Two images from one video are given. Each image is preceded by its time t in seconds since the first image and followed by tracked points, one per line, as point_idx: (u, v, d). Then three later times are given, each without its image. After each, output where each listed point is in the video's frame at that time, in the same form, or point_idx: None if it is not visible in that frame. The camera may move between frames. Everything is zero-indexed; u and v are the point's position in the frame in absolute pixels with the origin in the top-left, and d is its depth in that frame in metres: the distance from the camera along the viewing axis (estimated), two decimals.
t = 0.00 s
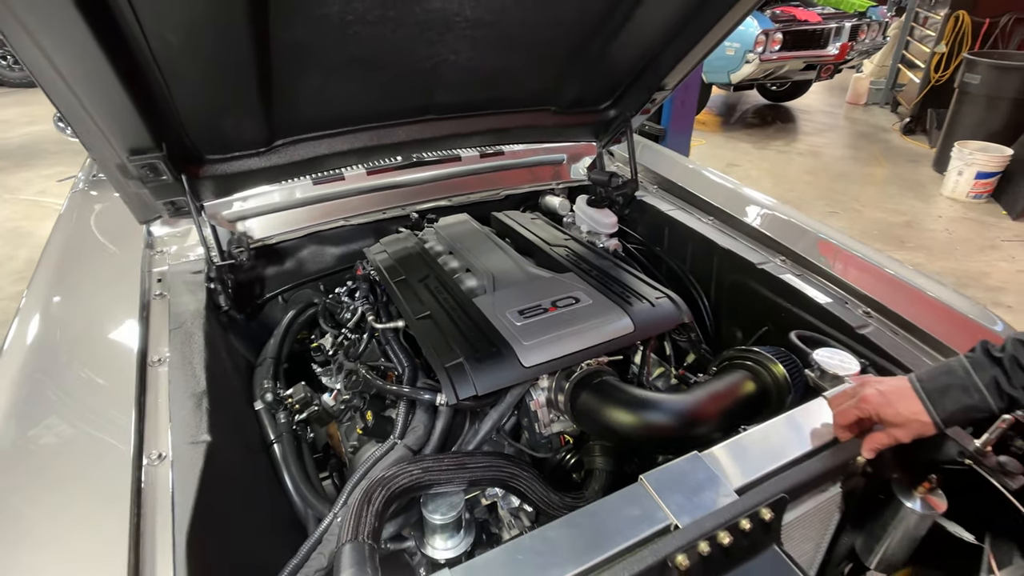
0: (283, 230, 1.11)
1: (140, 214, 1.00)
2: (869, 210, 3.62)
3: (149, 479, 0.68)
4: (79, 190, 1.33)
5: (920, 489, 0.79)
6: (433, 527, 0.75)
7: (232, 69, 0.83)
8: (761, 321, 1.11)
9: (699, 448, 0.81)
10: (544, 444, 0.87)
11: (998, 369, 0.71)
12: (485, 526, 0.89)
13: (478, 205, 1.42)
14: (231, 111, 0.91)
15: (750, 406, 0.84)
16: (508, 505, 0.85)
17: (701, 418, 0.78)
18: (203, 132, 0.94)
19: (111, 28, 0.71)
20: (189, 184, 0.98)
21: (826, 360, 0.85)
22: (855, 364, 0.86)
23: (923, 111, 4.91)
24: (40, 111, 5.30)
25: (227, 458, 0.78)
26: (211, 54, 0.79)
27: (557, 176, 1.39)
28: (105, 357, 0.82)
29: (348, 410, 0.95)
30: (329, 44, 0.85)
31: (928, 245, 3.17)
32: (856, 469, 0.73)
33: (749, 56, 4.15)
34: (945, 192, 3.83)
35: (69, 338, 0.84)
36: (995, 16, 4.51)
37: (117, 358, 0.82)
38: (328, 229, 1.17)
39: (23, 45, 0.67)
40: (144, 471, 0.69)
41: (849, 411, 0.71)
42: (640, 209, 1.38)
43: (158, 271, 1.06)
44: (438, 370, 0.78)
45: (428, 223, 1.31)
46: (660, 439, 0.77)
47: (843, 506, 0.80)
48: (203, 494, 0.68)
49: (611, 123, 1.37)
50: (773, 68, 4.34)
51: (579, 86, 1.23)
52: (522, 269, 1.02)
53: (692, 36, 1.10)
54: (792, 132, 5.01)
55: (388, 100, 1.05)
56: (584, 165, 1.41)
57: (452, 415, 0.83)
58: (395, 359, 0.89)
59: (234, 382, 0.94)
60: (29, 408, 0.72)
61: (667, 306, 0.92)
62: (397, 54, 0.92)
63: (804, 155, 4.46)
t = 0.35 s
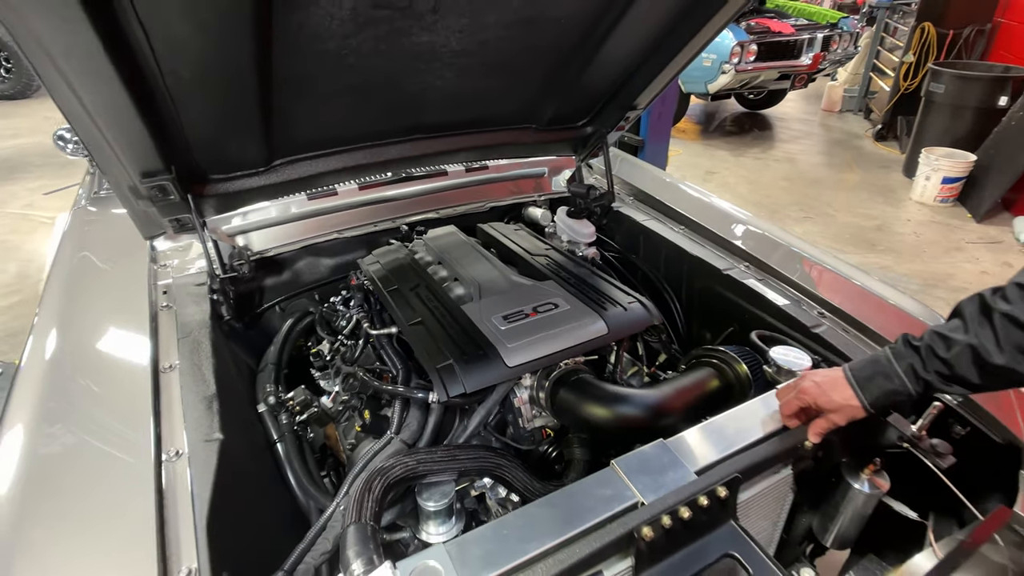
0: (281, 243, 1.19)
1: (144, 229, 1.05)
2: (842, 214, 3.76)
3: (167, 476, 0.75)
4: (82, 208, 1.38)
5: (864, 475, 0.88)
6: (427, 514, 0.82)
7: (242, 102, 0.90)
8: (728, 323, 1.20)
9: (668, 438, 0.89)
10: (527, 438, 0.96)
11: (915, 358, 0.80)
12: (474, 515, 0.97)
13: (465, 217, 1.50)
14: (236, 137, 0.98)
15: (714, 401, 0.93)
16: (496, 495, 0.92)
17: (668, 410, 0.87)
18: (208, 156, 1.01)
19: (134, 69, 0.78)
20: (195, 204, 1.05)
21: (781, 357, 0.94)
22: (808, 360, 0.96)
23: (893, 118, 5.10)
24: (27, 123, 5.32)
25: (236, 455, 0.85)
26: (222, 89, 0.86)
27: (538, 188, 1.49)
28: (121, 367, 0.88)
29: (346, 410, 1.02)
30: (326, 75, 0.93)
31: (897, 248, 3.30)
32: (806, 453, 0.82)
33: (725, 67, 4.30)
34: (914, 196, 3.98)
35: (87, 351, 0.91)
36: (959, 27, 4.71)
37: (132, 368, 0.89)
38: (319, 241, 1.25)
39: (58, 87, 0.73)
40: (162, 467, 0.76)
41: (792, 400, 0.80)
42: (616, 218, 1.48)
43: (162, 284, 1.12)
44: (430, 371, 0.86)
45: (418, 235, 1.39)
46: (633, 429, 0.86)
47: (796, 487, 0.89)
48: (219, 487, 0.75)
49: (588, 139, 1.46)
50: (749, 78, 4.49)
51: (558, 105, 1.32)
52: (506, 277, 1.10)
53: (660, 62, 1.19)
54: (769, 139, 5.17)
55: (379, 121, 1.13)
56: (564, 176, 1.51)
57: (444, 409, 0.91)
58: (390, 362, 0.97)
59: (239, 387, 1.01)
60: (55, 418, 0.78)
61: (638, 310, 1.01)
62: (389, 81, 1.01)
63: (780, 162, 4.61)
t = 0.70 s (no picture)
0: (285, 254, 1.28)
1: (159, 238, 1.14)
2: (815, 222, 3.93)
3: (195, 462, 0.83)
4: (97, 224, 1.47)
5: (818, 459, 0.99)
6: (427, 495, 0.92)
7: (258, 129, 1.00)
8: (698, 323, 1.32)
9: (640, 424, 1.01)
10: (516, 426, 1.05)
11: (849, 347, 0.92)
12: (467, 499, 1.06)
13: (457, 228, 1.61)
14: (250, 158, 1.07)
15: (683, 394, 1.04)
16: (488, 481, 1.02)
17: (641, 399, 0.98)
18: (225, 176, 1.10)
19: (171, 107, 0.87)
20: (209, 218, 1.14)
21: (742, 352, 1.06)
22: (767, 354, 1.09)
23: (864, 129, 5.32)
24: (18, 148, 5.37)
25: (254, 446, 0.93)
26: (243, 119, 0.96)
27: (524, 202, 1.59)
28: (146, 366, 0.96)
29: (351, 406, 1.12)
30: (336, 103, 1.04)
31: (867, 255, 3.46)
32: (763, 434, 0.94)
33: (701, 82, 4.50)
34: (884, 205, 4.16)
35: (115, 354, 0.99)
36: (922, 43, 4.95)
37: (156, 367, 0.97)
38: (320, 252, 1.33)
39: (106, 122, 0.82)
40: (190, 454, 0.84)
41: (748, 387, 0.93)
42: (597, 228, 1.60)
43: (177, 292, 1.21)
44: (429, 366, 0.96)
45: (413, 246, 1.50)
46: (610, 416, 0.97)
47: (755, 468, 1.00)
48: (242, 472, 0.84)
49: (570, 156, 1.58)
50: (725, 93, 4.68)
51: (541, 126, 1.44)
52: (496, 283, 1.21)
53: (632, 89, 1.31)
54: (746, 150, 5.37)
55: (378, 142, 1.23)
56: (548, 190, 1.62)
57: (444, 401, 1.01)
58: (391, 361, 1.07)
59: (252, 386, 1.10)
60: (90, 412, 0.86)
61: (615, 312, 1.12)
62: (388, 107, 1.11)
63: (757, 172, 4.79)
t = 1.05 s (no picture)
0: (292, 266, 1.39)
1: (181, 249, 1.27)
2: (791, 235, 4.11)
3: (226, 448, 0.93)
4: (118, 240, 1.58)
5: (778, 445, 1.11)
6: (429, 479, 1.01)
7: (277, 153, 1.12)
8: (673, 326, 1.45)
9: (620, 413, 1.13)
10: (509, 418, 1.15)
11: (801, 346, 1.02)
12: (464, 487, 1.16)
13: (452, 242, 1.74)
14: (268, 179, 1.20)
15: (658, 388, 1.16)
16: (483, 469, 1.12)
17: (620, 391, 1.10)
18: (243, 196, 1.22)
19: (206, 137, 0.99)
20: (229, 233, 1.26)
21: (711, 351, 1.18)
22: (733, 350, 1.22)
23: (838, 146, 5.55)
24: (16, 168, 5.51)
25: (274, 436, 1.04)
26: (265, 145, 1.08)
27: (513, 217, 1.72)
28: (175, 366, 1.07)
29: (357, 403, 1.23)
30: (347, 130, 1.17)
31: (840, 266, 3.63)
32: (726, 419, 1.06)
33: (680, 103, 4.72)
34: (857, 218, 4.34)
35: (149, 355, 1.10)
36: (890, 64, 5.21)
37: (184, 366, 1.07)
38: (324, 265, 1.43)
39: (153, 154, 0.94)
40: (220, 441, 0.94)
41: (714, 382, 1.05)
42: (581, 240, 1.73)
43: (196, 300, 1.32)
44: (430, 363, 1.08)
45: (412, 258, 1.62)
46: (593, 406, 1.09)
47: (721, 453, 1.12)
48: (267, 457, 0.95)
49: (555, 175, 1.71)
50: (704, 112, 4.90)
51: (529, 149, 1.58)
52: (488, 290, 1.33)
53: (608, 116, 1.45)
54: (727, 167, 5.58)
55: (380, 163, 1.37)
56: (535, 206, 1.75)
57: (443, 394, 1.13)
58: (395, 360, 1.18)
59: (269, 385, 1.21)
60: (129, 406, 0.97)
61: (596, 315, 1.25)
62: (391, 133, 1.24)
63: (736, 188, 4.99)
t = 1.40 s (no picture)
0: (300, 280, 1.51)
1: (198, 266, 1.37)
2: (772, 251, 4.27)
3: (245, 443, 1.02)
4: (133, 257, 1.69)
5: (747, 440, 1.17)
6: (429, 472, 1.11)
7: (290, 175, 1.23)
8: (653, 333, 1.57)
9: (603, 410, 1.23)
10: (501, 416, 1.25)
11: (776, 350, 1.10)
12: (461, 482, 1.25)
13: (449, 258, 1.84)
14: (281, 199, 1.31)
15: (638, 387, 1.26)
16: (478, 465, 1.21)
17: (603, 390, 1.21)
18: (257, 215, 1.33)
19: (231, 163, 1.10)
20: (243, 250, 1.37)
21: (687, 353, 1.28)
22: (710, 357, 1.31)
23: (816, 166, 5.77)
24: (16, 190, 5.62)
25: (284, 435, 1.13)
26: (280, 169, 1.19)
27: (504, 234, 1.85)
28: (196, 369, 1.16)
29: (360, 406, 1.32)
30: (353, 154, 1.28)
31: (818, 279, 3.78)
32: (698, 414, 1.15)
33: (664, 125, 4.92)
34: (834, 234, 4.51)
35: (168, 360, 1.19)
36: (863, 88, 5.46)
37: (204, 369, 1.17)
38: (330, 279, 1.58)
39: (183, 177, 1.05)
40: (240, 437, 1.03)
41: (699, 388, 1.11)
42: (568, 254, 1.85)
43: (210, 311, 1.44)
44: (430, 366, 1.19)
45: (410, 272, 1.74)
46: (580, 403, 1.19)
47: (694, 445, 1.20)
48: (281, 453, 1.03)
49: (543, 195, 1.83)
50: (687, 134, 5.11)
51: (520, 170, 1.70)
52: (481, 301, 1.44)
53: (591, 142, 1.57)
54: (710, 186, 5.77)
55: (382, 185, 1.48)
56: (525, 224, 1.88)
57: (442, 395, 1.22)
58: (397, 365, 1.29)
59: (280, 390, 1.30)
60: (154, 406, 1.06)
61: (581, 322, 1.36)
62: (393, 157, 1.36)
63: (719, 206, 5.17)
